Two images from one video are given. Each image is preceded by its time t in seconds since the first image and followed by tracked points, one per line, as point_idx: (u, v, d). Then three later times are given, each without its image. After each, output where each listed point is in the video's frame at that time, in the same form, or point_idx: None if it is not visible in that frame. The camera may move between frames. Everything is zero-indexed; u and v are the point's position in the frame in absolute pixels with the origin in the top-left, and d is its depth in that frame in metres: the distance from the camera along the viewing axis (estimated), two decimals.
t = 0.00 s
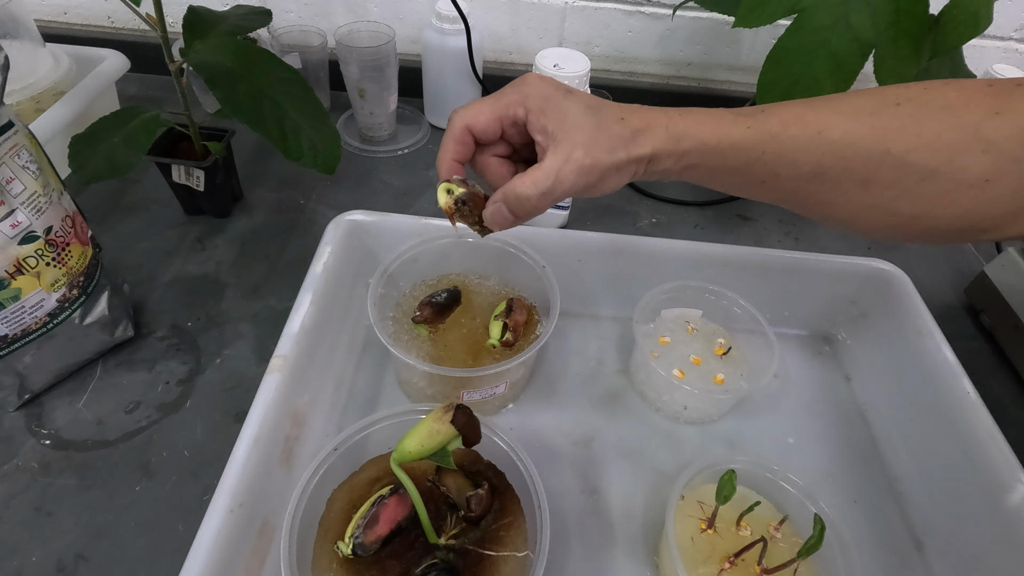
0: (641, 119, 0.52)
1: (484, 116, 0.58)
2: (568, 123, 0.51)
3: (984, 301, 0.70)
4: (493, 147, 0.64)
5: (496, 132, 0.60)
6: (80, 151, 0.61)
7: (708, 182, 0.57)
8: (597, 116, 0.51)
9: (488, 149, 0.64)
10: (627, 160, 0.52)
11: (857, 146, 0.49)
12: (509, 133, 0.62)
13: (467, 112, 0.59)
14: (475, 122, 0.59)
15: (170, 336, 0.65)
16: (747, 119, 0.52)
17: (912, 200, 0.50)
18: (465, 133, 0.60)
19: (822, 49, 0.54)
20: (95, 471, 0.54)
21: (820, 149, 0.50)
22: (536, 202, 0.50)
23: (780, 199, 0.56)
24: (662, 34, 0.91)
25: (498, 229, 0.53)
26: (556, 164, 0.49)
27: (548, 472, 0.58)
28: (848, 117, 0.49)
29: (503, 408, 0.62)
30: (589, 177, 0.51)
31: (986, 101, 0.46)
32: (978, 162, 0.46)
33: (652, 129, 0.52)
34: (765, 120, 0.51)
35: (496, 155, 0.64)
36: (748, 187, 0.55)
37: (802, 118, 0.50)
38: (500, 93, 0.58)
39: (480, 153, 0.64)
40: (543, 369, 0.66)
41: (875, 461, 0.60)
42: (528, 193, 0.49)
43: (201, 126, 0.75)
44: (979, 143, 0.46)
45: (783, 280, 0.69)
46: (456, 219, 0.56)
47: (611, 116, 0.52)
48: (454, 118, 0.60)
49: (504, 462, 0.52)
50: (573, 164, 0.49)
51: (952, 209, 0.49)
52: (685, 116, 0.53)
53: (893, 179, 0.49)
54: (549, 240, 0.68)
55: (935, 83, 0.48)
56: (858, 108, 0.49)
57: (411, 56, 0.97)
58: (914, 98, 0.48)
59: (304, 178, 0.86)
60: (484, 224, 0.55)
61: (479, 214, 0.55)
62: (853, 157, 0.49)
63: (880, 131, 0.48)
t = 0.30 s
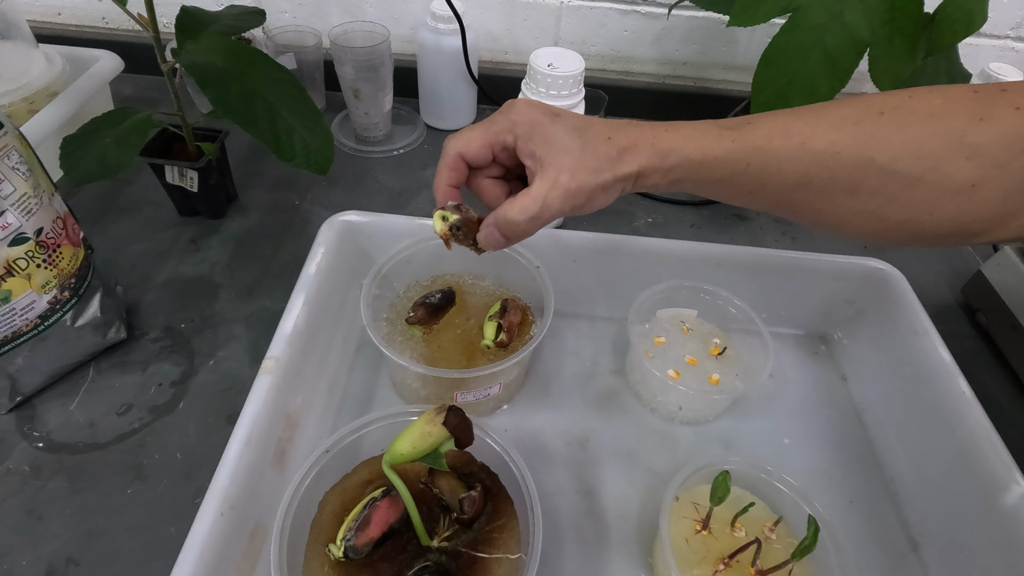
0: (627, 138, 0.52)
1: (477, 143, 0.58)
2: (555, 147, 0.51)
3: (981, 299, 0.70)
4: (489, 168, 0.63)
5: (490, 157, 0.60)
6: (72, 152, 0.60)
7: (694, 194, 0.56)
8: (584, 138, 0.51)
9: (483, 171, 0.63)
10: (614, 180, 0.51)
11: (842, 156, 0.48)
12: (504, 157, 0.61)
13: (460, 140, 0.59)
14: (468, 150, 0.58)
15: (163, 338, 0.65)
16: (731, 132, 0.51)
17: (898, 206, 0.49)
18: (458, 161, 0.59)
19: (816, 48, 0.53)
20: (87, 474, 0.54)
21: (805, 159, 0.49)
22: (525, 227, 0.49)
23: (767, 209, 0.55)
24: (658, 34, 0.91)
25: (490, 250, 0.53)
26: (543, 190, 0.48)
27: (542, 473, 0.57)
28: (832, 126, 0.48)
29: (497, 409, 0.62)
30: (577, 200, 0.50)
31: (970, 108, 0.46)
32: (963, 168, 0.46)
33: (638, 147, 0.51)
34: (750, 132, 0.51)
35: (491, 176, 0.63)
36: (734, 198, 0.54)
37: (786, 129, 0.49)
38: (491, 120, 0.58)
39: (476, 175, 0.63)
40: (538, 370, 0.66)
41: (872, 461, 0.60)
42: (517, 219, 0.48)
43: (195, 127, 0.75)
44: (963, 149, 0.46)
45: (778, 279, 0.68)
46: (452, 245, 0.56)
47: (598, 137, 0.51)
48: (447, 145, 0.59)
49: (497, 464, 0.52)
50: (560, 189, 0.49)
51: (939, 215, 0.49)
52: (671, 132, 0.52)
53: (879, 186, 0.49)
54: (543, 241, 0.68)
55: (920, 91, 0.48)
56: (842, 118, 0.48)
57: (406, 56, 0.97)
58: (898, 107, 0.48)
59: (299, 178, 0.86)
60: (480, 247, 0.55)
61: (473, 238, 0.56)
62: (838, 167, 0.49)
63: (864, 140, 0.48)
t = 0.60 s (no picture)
0: (603, 176, 0.50)
1: (463, 201, 0.55)
2: (532, 198, 0.50)
3: (977, 300, 0.70)
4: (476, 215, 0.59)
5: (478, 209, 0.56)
6: (62, 155, 0.60)
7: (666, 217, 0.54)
8: (559, 183, 0.50)
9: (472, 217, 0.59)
10: (592, 222, 0.51)
11: (813, 179, 0.46)
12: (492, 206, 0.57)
13: (444, 196, 0.55)
14: (453, 207, 0.55)
15: (155, 341, 0.64)
16: (703, 161, 0.49)
17: (873, 224, 0.47)
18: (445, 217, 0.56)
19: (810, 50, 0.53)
20: (77, 479, 0.53)
21: (776, 184, 0.47)
22: (508, 277, 0.51)
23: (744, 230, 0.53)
24: (654, 34, 0.90)
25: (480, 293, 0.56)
26: (522, 244, 0.49)
27: (537, 476, 0.57)
28: (802, 148, 0.46)
29: (491, 412, 0.61)
30: (557, 247, 0.50)
31: (941, 123, 0.43)
32: (935, 185, 0.44)
33: (613, 186, 0.50)
34: (720, 159, 0.48)
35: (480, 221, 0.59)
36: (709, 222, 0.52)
37: (757, 154, 0.47)
38: (472, 172, 0.54)
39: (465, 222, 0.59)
40: (533, 372, 0.66)
41: (867, 463, 0.60)
42: (501, 271, 0.50)
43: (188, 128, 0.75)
44: (934, 165, 0.43)
45: (775, 281, 0.68)
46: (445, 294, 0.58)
47: (573, 179, 0.50)
48: (432, 202, 0.56)
49: (490, 467, 0.51)
50: (538, 241, 0.49)
51: (914, 230, 0.46)
52: (640, 163, 0.50)
53: (852, 206, 0.46)
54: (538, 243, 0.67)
55: (891, 107, 0.45)
56: (812, 141, 0.46)
57: (401, 57, 0.96)
58: (868, 126, 0.45)
59: (293, 180, 0.85)
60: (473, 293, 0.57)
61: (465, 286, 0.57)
62: (810, 190, 0.46)
63: (834, 162, 0.45)
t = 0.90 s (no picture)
0: (591, 199, 0.48)
1: (455, 235, 0.53)
2: (521, 231, 0.49)
3: (981, 298, 0.69)
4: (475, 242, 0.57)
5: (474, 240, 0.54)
6: (58, 152, 0.59)
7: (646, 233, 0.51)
8: (547, 213, 0.48)
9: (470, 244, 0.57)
10: (584, 247, 0.49)
11: (798, 193, 0.43)
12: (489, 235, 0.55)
13: (437, 231, 0.54)
14: (446, 241, 0.54)
15: (153, 340, 0.64)
16: (686, 179, 0.46)
17: (860, 235, 0.44)
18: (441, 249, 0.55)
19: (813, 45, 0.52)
20: (75, 479, 0.53)
21: (760, 199, 0.44)
22: (505, 305, 0.52)
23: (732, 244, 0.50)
24: (655, 31, 0.90)
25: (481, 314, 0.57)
26: (514, 277, 0.49)
27: (538, 475, 0.57)
28: (784, 162, 0.43)
29: (493, 411, 0.61)
30: (551, 274, 0.50)
31: (926, 130, 0.40)
32: (922, 194, 0.40)
33: (602, 211, 0.48)
34: (703, 175, 0.46)
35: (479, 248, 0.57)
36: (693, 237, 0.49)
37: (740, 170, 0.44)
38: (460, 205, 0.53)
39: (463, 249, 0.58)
40: (534, 371, 0.65)
41: (870, 461, 0.60)
42: (497, 302, 0.51)
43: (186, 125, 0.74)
44: (920, 175, 0.40)
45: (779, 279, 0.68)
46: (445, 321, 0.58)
47: (561, 207, 0.48)
48: (426, 236, 0.55)
49: (492, 466, 0.51)
50: (530, 273, 0.49)
51: (902, 239, 0.43)
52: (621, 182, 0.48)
53: (838, 219, 0.43)
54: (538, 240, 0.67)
55: (875, 115, 0.42)
56: (794, 153, 0.43)
57: (401, 54, 0.96)
58: (852, 136, 0.42)
59: (292, 178, 0.85)
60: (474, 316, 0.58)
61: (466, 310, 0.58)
62: (795, 203, 0.43)
63: (818, 175, 0.42)
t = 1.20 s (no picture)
0: (580, 226, 0.47)
1: (450, 272, 0.52)
2: (512, 265, 0.48)
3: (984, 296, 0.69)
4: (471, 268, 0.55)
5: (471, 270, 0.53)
6: (62, 151, 0.59)
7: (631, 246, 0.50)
8: (536, 246, 0.47)
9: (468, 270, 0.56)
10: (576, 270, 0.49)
11: (784, 209, 0.42)
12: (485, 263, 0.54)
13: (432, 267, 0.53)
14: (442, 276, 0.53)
15: (157, 339, 0.64)
16: (671, 199, 0.45)
17: (847, 245, 0.43)
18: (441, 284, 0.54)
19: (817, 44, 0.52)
20: (80, 477, 0.53)
21: (746, 215, 0.43)
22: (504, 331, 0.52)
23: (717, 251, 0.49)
24: (657, 29, 0.90)
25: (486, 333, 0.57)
26: (509, 308, 0.50)
27: (542, 473, 0.57)
28: (768, 176, 0.42)
29: (497, 409, 0.61)
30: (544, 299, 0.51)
31: (911, 139, 0.39)
32: (909, 204, 0.40)
33: (590, 235, 0.47)
34: (687, 191, 0.44)
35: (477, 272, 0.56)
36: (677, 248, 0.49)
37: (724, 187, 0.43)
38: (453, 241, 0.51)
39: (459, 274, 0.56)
40: (538, 369, 0.65)
41: (874, 459, 0.60)
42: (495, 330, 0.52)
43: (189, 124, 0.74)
44: (906, 186, 0.39)
45: (784, 278, 0.67)
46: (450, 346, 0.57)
47: (551, 238, 0.47)
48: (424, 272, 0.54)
49: (497, 465, 0.51)
50: (523, 302, 0.49)
51: (890, 247, 0.42)
52: (606, 199, 0.47)
53: (823, 232, 0.43)
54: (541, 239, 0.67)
55: (858, 122, 0.41)
56: (778, 169, 0.42)
57: (403, 52, 0.96)
58: (836, 148, 0.40)
59: (295, 176, 0.85)
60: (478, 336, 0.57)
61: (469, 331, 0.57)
62: (781, 218, 0.43)
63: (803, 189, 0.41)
